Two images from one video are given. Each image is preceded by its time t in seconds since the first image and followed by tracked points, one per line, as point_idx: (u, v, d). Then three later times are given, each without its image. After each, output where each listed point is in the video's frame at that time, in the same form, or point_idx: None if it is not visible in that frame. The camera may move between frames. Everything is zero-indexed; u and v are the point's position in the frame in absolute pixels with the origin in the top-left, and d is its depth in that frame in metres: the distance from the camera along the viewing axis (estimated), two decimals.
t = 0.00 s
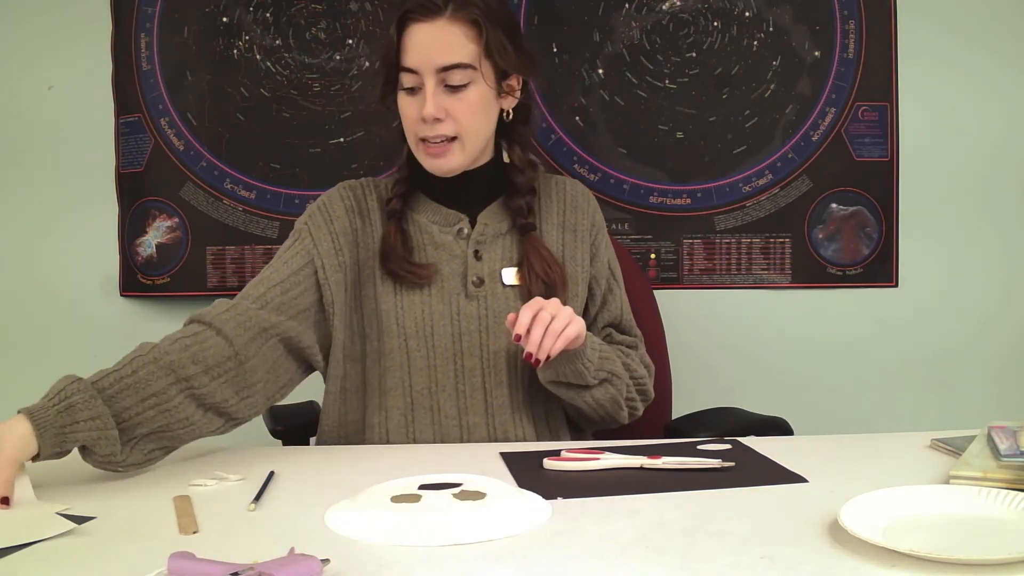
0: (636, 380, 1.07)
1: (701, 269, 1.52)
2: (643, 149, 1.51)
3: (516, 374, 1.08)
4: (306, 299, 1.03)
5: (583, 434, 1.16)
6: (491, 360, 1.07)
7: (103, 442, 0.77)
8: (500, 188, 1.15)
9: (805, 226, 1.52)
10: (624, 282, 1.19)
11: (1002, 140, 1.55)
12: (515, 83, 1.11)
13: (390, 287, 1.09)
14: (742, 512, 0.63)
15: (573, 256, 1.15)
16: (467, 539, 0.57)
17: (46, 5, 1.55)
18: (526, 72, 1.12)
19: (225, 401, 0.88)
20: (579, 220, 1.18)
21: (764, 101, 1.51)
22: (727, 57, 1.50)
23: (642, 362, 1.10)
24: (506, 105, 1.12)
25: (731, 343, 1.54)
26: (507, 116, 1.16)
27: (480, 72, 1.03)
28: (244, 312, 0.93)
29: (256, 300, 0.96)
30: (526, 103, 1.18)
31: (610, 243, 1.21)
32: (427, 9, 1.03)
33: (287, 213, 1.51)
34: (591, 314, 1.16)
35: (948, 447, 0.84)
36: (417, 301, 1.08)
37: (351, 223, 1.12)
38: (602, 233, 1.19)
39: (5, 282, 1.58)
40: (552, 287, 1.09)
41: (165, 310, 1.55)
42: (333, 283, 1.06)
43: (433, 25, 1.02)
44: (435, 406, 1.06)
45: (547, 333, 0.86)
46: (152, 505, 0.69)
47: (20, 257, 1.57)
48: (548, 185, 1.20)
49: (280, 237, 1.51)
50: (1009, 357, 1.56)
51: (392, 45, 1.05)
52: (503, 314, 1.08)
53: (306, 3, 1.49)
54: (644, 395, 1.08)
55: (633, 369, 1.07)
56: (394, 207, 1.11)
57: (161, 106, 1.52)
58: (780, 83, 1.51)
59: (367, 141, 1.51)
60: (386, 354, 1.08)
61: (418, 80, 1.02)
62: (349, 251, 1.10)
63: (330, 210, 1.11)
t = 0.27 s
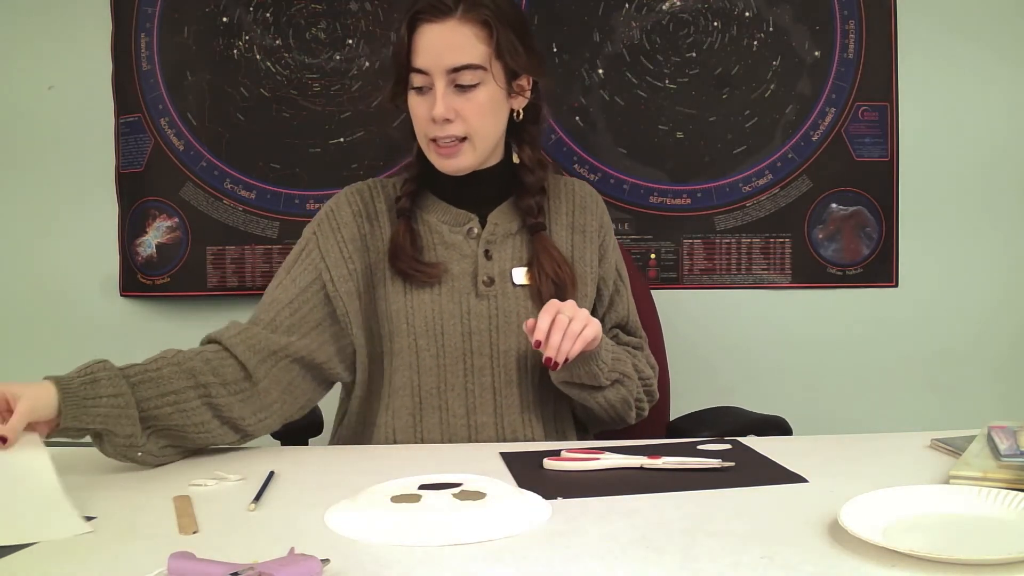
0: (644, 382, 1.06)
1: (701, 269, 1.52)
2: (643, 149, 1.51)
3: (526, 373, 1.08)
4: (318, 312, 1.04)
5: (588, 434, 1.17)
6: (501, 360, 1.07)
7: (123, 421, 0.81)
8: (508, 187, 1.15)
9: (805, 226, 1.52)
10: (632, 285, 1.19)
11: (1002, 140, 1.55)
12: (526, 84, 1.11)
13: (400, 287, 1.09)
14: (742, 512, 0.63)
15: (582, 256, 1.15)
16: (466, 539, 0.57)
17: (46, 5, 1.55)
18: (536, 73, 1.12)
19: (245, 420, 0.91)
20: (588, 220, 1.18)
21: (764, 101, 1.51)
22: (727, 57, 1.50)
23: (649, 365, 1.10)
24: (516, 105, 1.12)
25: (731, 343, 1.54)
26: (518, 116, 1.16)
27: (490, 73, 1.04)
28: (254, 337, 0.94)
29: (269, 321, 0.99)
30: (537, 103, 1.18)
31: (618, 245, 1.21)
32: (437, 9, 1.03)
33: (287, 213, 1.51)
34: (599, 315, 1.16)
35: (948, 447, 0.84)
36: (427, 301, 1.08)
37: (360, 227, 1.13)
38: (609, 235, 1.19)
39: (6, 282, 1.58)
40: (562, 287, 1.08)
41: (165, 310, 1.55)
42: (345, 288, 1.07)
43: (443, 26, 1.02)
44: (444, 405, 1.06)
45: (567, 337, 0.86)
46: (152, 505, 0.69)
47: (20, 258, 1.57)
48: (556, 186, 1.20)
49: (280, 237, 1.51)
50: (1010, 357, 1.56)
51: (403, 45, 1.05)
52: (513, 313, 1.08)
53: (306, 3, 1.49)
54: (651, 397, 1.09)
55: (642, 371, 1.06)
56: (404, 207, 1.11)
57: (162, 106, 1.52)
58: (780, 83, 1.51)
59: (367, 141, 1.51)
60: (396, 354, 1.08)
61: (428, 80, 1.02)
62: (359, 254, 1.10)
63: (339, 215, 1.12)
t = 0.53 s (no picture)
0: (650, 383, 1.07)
1: (701, 268, 1.52)
2: (643, 149, 1.51)
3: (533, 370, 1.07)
4: (327, 322, 1.06)
5: (592, 434, 1.17)
6: (507, 356, 1.07)
7: (148, 449, 0.82)
8: (514, 185, 1.15)
9: (805, 226, 1.52)
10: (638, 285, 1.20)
11: (1002, 140, 1.55)
12: (533, 81, 1.11)
13: (406, 284, 1.09)
14: (741, 512, 0.63)
15: (589, 254, 1.15)
16: (465, 539, 0.57)
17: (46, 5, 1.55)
18: (542, 71, 1.12)
19: (261, 431, 0.94)
20: (596, 218, 1.18)
21: (764, 101, 1.51)
22: (727, 57, 1.50)
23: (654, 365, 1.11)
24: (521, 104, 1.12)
25: (731, 343, 1.54)
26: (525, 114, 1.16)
27: (499, 71, 1.04)
28: (263, 352, 0.97)
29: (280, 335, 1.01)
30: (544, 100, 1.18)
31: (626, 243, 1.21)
32: (447, 7, 1.04)
33: (287, 213, 1.51)
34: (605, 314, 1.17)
35: (948, 447, 0.83)
36: (433, 297, 1.07)
37: (368, 231, 1.13)
38: (618, 233, 1.19)
39: (6, 281, 1.58)
40: (569, 284, 1.09)
41: (165, 310, 1.55)
42: (353, 294, 1.08)
43: (452, 24, 1.02)
44: (449, 401, 1.06)
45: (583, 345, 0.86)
46: (152, 505, 0.69)
47: (20, 258, 1.57)
48: (564, 184, 1.21)
49: (280, 237, 1.51)
50: (1010, 357, 1.56)
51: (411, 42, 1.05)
52: (519, 310, 1.08)
53: (306, 3, 1.49)
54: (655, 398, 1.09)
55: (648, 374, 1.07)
56: (411, 205, 1.12)
57: (161, 106, 1.52)
58: (780, 83, 1.51)
59: (367, 141, 1.51)
60: (403, 351, 1.08)
61: (437, 78, 1.02)
62: (366, 258, 1.11)
63: (347, 223, 1.13)
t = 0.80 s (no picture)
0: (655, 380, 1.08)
1: (702, 268, 1.52)
2: (643, 149, 1.51)
3: (539, 365, 1.08)
4: (333, 325, 1.06)
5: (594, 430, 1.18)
6: (513, 351, 1.07)
7: (151, 454, 0.82)
8: (517, 183, 1.15)
9: (805, 226, 1.52)
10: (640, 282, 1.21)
11: (1002, 140, 1.55)
12: (537, 79, 1.12)
13: (410, 281, 1.08)
14: (740, 512, 0.63)
15: (594, 249, 1.15)
16: (465, 540, 0.57)
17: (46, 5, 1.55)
18: (546, 69, 1.12)
19: (267, 434, 0.94)
20: (599, 214, 1.18)
21: (764, 101, 1.51)
22: (727, 57, 1.50)
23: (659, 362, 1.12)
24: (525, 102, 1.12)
25: (731, 343, 1.54)
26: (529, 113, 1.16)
27: (508, 68, 1.04)
28: (270, 355, 0.97)
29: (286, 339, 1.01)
30: (547, 100, 1.18)
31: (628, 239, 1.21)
32: (455, 4, 1.04)
33: (287, 213, 1.51)
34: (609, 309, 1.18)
35: (948, 447, 0.83)
36: (438, 294, 1.07)
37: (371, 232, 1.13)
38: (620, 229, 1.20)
39: (5, 281, 1.58)
40: (575, 279, 1.09)
41: (165, 310, 1.55)
42: (358, 294, 1.07)
43: (462, 21, 1.02)
44: (455, 397, 1.07)
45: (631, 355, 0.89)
46: (152, 505, 0.69)
47: (20, 258, 1.57)
48: (567, 181, 1.21)
49: (280, 237, 1.51)
50: (1010, 357, 1.56)
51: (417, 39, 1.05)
52: (525, 305, 1.08)
53: (306, 3, 1.49)
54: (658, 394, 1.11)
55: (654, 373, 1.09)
56: (415, 206, 1.12)
57: (161, 106, 1.52)
58: (780, 83, 1.51)
59: (367, 141, 1.51)
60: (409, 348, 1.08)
61: (446, 74, 1.02)
62: (370, 258, 1.11)
63: (351, 227, 1.13)
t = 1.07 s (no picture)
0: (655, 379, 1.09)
1: (702, 268, 1.52)
2: (643, 149, 1.51)
3: (545, 364, 1.08)
4: (337, 329, 1.06)
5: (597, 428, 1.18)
6: (519, 350, 1.08)
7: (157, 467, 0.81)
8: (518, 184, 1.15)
9: (805, 226, 1.52)
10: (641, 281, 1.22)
11: (1002, 140, 1.55)
12: (537, 81, 1.11)
13: (415, 282, 1.08)
14: (740, 512, 0.63)
15: (596, 249, 1.16)
16: (465, 540, 0.57)
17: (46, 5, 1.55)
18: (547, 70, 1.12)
19: (275, 437, 0.94)
20: (601, 213, 1.19)
21: (764, 101, 1.51)
22: (727, 57, 1.50)
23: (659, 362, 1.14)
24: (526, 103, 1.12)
25: (731, 343, 1.54)
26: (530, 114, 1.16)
27: (512, 69, 1.05)
28: (276, 360, 0.97)
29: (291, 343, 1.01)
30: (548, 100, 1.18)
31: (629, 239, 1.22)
32: (459, 4, 1.04)
33: (287, 214, 1.51)
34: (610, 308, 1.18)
35: (948, 447, 0.83)
36: (444, 295, 1.07)
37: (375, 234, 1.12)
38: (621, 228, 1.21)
39: (5, 282, 1.58)
40: (580, 279, 1.09)
41: (165, 310, 1.55)
42: (363, 296, 1.07)
43: (467, 22, 1.02)
44: (461, 397, 1.07)
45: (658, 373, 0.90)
46: (152, 505, 0.69)
47: (20, 257, 1.57)
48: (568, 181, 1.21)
49: (280, 237, 1.51)
50: (1010, 357, 1.56)
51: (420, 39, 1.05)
52: (531, 305, 1.08)
53: (306, 3, 1.49)
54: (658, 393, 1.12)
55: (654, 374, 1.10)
56: (418, 207, 1.12)
57: (161, 106, 1.52)
58: (780, 83, 1.51)
59: (367, 141, 1.51)
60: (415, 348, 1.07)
61: (451, 75, 1.02)
62: (374, 259, 1.10)
63: (352, 229, 1.13)
